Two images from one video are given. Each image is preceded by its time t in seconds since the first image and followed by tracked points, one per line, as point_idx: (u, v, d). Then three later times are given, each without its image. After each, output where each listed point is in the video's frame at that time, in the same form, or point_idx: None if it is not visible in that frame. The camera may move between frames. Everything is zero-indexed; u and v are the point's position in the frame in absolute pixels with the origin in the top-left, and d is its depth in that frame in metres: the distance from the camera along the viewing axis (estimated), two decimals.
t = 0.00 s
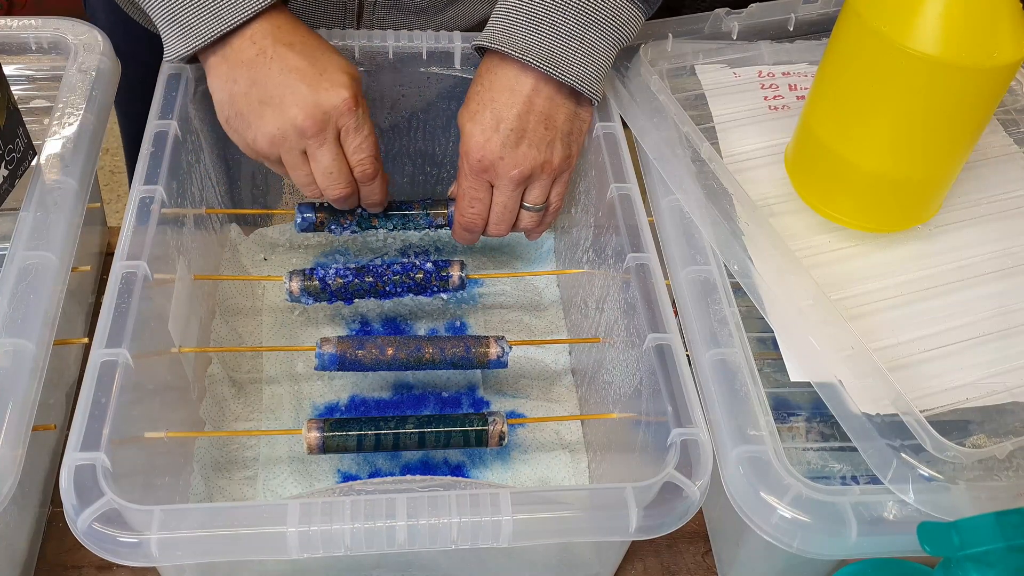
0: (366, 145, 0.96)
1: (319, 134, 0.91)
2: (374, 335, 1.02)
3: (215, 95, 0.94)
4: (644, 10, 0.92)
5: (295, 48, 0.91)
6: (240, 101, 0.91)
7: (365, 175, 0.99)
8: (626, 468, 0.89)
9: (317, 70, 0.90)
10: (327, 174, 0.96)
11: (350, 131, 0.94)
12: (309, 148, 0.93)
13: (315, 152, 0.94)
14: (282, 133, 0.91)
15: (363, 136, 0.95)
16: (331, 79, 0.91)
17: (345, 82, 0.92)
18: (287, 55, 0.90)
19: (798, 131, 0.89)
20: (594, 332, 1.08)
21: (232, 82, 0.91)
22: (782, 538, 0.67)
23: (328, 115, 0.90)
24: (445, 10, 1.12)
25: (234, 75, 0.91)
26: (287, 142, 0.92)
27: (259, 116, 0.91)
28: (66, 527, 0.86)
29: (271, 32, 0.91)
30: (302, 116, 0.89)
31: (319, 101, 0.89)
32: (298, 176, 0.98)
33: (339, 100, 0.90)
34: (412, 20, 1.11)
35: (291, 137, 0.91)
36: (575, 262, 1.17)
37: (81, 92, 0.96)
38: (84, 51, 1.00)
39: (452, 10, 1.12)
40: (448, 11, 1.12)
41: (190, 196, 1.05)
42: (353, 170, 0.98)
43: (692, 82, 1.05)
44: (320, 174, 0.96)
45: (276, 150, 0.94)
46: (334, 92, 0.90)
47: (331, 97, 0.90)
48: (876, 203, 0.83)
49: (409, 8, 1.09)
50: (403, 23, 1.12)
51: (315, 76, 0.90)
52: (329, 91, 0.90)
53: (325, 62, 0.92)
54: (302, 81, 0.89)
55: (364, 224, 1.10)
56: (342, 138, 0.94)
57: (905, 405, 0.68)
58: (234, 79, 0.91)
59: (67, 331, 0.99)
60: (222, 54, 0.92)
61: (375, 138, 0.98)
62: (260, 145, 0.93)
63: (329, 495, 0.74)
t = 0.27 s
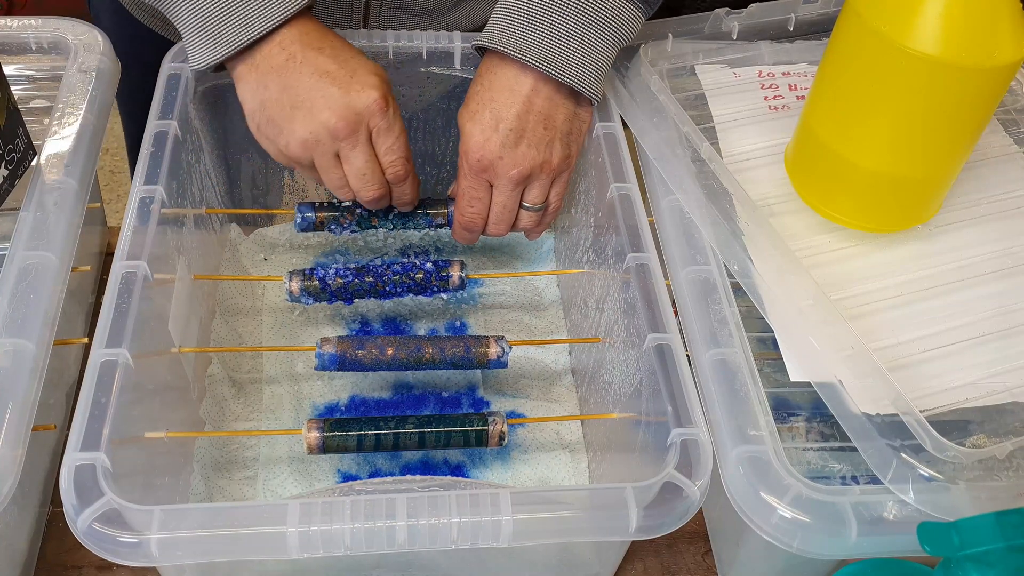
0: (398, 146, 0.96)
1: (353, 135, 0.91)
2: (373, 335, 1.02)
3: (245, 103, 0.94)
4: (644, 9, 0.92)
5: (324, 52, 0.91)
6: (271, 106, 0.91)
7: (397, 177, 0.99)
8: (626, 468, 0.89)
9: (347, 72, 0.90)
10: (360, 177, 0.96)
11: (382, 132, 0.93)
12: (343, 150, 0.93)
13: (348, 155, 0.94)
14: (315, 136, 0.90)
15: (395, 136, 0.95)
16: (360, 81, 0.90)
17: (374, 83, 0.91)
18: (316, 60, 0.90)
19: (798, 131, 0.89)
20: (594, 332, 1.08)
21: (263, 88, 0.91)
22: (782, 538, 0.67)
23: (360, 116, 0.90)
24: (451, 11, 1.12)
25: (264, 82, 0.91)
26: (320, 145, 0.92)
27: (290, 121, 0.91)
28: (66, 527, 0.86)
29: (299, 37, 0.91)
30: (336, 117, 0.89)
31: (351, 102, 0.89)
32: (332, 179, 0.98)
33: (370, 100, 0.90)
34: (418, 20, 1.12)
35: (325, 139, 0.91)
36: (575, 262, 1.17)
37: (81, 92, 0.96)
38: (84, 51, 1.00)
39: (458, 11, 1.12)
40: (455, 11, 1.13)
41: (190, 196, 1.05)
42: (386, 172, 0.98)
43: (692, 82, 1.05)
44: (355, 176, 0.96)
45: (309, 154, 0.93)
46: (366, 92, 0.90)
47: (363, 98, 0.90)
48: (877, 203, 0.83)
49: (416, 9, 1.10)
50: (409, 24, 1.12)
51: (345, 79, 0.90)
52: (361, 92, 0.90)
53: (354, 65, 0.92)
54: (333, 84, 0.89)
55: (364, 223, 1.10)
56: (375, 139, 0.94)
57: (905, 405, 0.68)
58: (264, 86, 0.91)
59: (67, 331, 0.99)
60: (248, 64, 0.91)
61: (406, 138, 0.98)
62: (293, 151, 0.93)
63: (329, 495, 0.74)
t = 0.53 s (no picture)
0: (435, 146, 0.94)
1: (391, 137, 0.90)
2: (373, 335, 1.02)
3: (282, 108, 0.93)
4: (644, 10, 0.91)
5: (359, 55, 0.90)
6: (308, 111, 0.90)
7: (437, 177, 0.97)
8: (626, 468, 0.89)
9: (383, 74, 0.89)
10: (400, 178, 0.95)
11: (420, 132, 0.91)
12: (383, 152, 0.92)
13: (387, 156, 0.92)
14: (352, 139, 0.90)
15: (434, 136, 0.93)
16: (397, 82, 0.89)
17: (411, 84, 0.90)
18: (351, 62, 0.89)
19: (798, 132, 0.89)
20: (594, 332, 1.08)
21: (300, 93, 0.90)
22: (782, 538, 0.67)
23: (397, 117, 0.89)
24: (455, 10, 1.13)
25: (300, 86, 0.90)
26: (359, 149, 0.91)
27: (328, 125, 0.90)
28: (66, 527, 0.86)
29: (333, 40, 0.90)
30: (372, 120, 0.88)
31: (387, 104, 0.88)
32: (372, 181, 0.96)
33: (407, 101, 0.88)
34: (421, 20, 1.12)
35: (363, 142, 0.90)
36: (575, 262, 1.17)
37: (81, 92, 0.96)
38: (84, 51, 1.00)
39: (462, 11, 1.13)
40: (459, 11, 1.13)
41: (190, 196, 1.05)
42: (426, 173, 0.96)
43: (692, 82, 1.05)
44: (394, 178, 0.95)
45: (348, 157, 0.92)
46: (402, 94, 0.88)
47: (400, 99, 0.88)
48: (876, 203, 0.83)
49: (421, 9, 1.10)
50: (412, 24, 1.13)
51: (381, 81, 0.89)
52: (397, 94, 0.88)
53: (390, 67, 0.91)
54: (369, 86, 0.88)
55: (364, 224, 1.11)
56: (414, 140, 0.92)
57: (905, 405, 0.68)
58: (301, 91, 0.90)
59: (67, 331, 0.99)
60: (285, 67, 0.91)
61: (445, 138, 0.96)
62: (332, 154, 0.92)
63: (329, 496, 0.74)
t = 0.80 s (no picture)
0: (339, 143, 0.95)
1: (287, 130, 0.92)
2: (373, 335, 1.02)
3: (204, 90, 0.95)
4: (645, 11, 0.91)
5: (272, 44, 0.91)
6: (216, 95, 0.93)
7: (344, 175, 0.99)
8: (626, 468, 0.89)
9: (289, 67, 0.90)
10: (300, 172, 0.97)
11: (322, 129, 0.93)
12: (281, 144, 0.94)
13: (286, 149, 0.95)
14: (251, 130, 0.92)
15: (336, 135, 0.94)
16: (302, 76, 0.90)
17: (315, 79, 0.91)
18: (262, 52, 0.90)
19: (798, 132, 0.89)
20: (594, 332, 1.08)
21: (210, 78, 0.92)
22: (782, 538, 0.67)
23: (294, 113, 0.91)
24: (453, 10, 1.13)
25: (212, 71, 0.92)
26: (258, 139, 0.93)
27: (232, 113, 0.92)
28: (66, 527, 0.86)
29: (254, 29, 0.91)
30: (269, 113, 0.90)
31: (286, 98, 0.90)
32: (276, 171, 0.99)
33: (307, 98, 0.90)
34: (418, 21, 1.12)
35: (260, 133, 0.92)
36: (575, 262, 1.17)
37: (81, 92, 0.96)
38: (84, 51, 1.00)
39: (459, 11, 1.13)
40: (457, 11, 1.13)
41: (190, 196, 1.05)
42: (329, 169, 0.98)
43: (692, 82, 1.05)
44: (294, 171, 0.97)
45: (250, 145, 0.95)
46: (301, 89, 0.90)
47: (297, 95, 0.90)
48: (876, 203, 0.83)
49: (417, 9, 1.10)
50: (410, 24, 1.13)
51: (286, 73, 0.90)
52: (297, 89, 0.90)
53: (302, 60, 0.92)
54: (272, 78, 0.90)
55: (364, 224, 1.10)
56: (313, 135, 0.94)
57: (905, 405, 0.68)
58: (212, 75, 0.92)
59: (67, 331, 0.99)
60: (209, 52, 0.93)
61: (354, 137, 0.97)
62: (234, 140, 0.95)
63: (329, 496, 0.74)
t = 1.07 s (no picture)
0: (312, 140, 0.95)
1: (259, 121, 0.92)
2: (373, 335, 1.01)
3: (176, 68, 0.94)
4: (644, 13, 0.91)
5: (254, 32, 0.91)
6: (190, 75, 0.92)
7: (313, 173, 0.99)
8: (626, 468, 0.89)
9: (269, 57, 0.90)
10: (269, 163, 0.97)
11: (295, 123, 0.93)
12: (253, 134, 0.94)
13: (258, 139, 0.95)
14: (223, 116, 0.92)
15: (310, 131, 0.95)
16: (280, 69, 0.90)
17: (294, 73, 0.91)
18: (244, 41, 0.90)
19: (798, 132, 0.89)
20: (594, 332, 1.08)
21: (185, 58, 0.92)
22: (782, 538, 0.67)
23: (268, 107, 0.91)
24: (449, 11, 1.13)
25: (188, 52, 0.91)
26: (229, 126, 0.93)
27: (205, 97, 0.92)
28: (66, 527, 0.86)
29: (236, 15, 0.91)
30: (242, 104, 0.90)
31: (263, 90, 0.90)
32: (245, 159, 0.99)
33: (284, 92, 0.90)
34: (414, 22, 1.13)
35: (231, 121, 0.92)
36: (575, 262, 1.17)
37: (81, 92, 0.96)
38: (84, 51, 1.00)
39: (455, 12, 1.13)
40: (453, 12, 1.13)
41: (190, 196, 1.05)
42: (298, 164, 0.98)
43: (692, 82, 1.05)
44: (265, 163, 0.97)
45: (220, 131, 0.95)
46: (279, 83, 0.90)
47: (274, 88, 0.90)
48: (876, 203, 0.83)
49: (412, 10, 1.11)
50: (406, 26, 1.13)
51: (265, 65, 0.90)
52: (275, 83, 0.90)
53: (282, 50, 0.92)
54: (251, 69, 0.90)
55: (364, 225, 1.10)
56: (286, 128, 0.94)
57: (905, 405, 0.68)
58: (188, 55, 0.92)
59: (67, 331, 0.99)
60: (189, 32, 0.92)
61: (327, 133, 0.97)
62: (205, 124, 0.95)
63: (329, 496, 0.74)
